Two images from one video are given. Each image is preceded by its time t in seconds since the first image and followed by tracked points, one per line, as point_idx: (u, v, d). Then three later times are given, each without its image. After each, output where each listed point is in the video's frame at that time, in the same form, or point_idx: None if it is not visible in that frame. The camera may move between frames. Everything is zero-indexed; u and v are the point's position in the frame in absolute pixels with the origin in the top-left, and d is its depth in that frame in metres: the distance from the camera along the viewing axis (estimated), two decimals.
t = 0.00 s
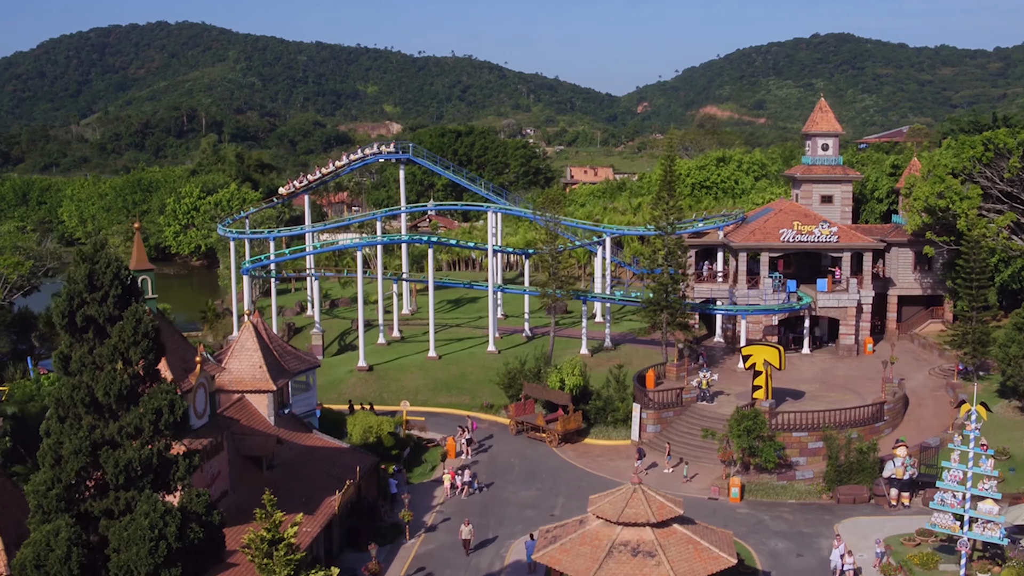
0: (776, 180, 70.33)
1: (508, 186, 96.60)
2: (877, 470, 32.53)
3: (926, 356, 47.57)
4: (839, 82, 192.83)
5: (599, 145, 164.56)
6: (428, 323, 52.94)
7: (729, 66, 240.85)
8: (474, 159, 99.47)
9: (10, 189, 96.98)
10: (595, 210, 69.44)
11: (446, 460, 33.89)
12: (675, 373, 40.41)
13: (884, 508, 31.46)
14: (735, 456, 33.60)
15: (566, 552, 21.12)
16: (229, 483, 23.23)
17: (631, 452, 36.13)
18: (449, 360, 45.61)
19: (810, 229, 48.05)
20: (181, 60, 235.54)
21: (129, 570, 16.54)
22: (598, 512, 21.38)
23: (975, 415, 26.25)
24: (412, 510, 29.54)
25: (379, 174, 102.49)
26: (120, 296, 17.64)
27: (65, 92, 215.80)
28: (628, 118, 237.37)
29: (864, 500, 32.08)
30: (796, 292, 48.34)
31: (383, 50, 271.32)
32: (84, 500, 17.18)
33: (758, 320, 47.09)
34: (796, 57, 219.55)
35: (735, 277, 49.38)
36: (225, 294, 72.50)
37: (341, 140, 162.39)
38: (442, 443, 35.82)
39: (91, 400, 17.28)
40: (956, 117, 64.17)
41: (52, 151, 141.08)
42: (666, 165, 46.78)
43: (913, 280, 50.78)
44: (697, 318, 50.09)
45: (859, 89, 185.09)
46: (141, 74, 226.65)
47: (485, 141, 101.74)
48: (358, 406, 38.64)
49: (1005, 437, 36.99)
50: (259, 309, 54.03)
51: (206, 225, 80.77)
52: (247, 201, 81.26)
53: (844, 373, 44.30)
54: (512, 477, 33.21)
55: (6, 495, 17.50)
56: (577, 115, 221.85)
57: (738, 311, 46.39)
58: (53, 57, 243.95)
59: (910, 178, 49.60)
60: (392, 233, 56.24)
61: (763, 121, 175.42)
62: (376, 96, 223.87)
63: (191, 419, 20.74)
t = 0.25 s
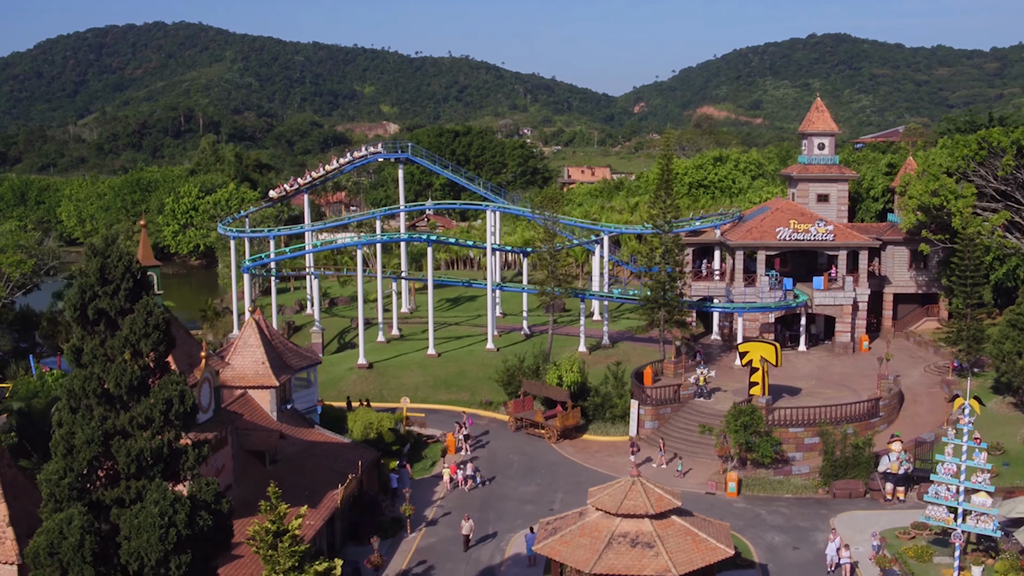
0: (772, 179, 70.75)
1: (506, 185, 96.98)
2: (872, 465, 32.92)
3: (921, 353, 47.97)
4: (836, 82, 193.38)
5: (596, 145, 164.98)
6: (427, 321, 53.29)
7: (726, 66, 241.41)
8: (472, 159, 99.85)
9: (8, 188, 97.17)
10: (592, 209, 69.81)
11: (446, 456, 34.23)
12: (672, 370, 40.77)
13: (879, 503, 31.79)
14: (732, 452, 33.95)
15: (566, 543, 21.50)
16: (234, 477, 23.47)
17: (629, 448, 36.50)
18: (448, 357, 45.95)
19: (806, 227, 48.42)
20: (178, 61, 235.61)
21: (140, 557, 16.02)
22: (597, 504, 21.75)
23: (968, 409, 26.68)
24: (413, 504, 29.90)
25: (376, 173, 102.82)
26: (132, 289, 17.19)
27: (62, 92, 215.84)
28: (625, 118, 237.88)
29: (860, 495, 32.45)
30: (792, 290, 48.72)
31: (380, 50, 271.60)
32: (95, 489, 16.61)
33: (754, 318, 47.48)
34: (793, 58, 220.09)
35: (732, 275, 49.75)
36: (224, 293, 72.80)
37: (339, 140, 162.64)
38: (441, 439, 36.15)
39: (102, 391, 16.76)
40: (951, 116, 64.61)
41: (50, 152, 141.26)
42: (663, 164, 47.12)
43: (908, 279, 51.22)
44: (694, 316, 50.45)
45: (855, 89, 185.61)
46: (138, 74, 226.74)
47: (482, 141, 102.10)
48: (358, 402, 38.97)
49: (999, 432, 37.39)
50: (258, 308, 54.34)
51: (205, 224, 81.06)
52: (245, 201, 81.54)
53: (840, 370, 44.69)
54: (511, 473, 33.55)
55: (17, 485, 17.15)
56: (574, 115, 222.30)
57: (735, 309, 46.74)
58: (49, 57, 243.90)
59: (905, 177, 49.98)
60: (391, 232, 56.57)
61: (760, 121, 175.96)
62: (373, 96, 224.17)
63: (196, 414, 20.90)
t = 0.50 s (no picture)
0: (766, 178, 71.34)
1: (502, 185, 97.50)
2: (864, 457, 33.49)
3: (914, 349, 48.57)
4: (830, 82, 194.19)
5: (591, 145, 165.52)
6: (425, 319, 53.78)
7: (721, 66, 242.20)
8: (468, 158, 100.35)
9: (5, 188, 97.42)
10: (587, 207, 70.34)
11: (446, 450, 34.71)
12: (668, 365, 41.30)
13: (872, 494, 32.36)
14: (727, 444, 34.47)
15: (565, 530, 22.06)
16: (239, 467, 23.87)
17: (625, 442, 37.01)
18: (446, 354, 46.43)
19: (800, 224, 48.93)
20: (172, 61, 235.67)
21: (155, 538, 15.93)
22: (596, 492, 22.29)
23: (957, 400, 27.33)
24: (413, 496, 30.42)
25: (372, 173, 103.29)
26: (148, 278, 17.24)
27: (56, 92, 215.79)
28: (619, 118, 238.50)
29: (852, 487, 33.01)
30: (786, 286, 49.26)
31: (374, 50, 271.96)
32: (111, 474, 16.56)
33: (748, 314, 48.02)
34: (787, 58, 220.92)
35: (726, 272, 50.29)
36: (221, 291, 73.22)
37: (334, 140, 162.99)
38: (440, 434, 36.63)
39: (118, 378, 16.73)
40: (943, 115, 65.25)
41: (45, 152, 141.44)
42: (658, 163, 47.63)
43: (901, 275, 51.84)
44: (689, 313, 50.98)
45: (849, 89, 186.39)
46: (133, 74, 226.83)
47: (478, 140, 102.61)
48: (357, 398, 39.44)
49: (990, 425, 37.99)
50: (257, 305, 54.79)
51: (203, 224, 81.45)
52: (243, 200, 81.95)
53: (833, 365, 45.27)
54: (509, 466, 34.05)
55: (32, 472, 17.54)
56: (568, 115, 222.85)
57: (729, 305, 47.26)
58: (43, 57, 243.78)
59: (897, 174, 50.59)
60: (389, 230, 57.01)
61: (754, 121, 176.68)
62: (368, 96, 224.47)
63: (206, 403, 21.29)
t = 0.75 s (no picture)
0: (762, 177, 71.77)
1: (499, 184, 97.87)
2: (859, 452, 33.92)
3: (908, 346, 49.00)
4: (825, 82, 194.76)
5: (587, 145, 165.91)
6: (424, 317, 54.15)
7: (717, 66, 242.84)
8: (465, 158, 100.71)
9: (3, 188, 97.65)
10: (585, 206, 70.75)
11: (446, 446, 35.06)
12: (665, 363, 41.68)
13: (867, 489, 32.77)
14: (724, 440, 34.94)
15: (565, 522, 22.43)
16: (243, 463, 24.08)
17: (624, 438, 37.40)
18: (445, 352, 46.80)
19: (796, 223, 49.34)
20: (168, 61, 235.78)
21: (167, 526, 16.09)
22: (595, 485, 22.64)
23: (951, 394, 27.68)
24: (415, 491, 30.78)
25: (370, 173, 103.64)
26: (159, 272, 17.49)
27: (53, 92, 215.89)
28: (615, 118, 238.96)
29: (848, 481, 33.38)
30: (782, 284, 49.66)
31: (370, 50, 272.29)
32: (123, 463, 16.69)
33: (744, 312, 48.43)
34: (783, 58, 221.51)
35: (723, 270, 50.67)
36: (220, 290, 73.52)
37: (331, 140, 163.26)
38: (440, 430, 36.98)
39: (129, 370, 16.94)
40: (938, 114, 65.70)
41: (42, 152, 141.67)
42: (654, 162, 48.02)
43: (895, 273, 52.27)
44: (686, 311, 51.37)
45: (845, 89, 186.92)
46: (129, 75, 226.97)
47: (475, 140, 103.00)
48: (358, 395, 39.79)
49: (984, 421, 38.42)
50: (257, 304, 55.13)
51: (201, 223, 81.75)
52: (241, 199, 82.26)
53: (828, 362, 45.69)
54: (509, 461, 34.41)
55: (43, 465, 17.75)
56: (565, 116, 223.23)
57: (726, 303, 47.62)
58: (40, 57, 243.85)
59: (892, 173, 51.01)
60: (387, 229, 57.33)
61: (750, 121, 177.18)
62: (364, 97, 224.66)
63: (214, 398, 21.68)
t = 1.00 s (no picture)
0: (756, 175, 72.37)
1: (494, 183, 98.33)
2: (852, 444, 34.50)
3: (901, 342, 49.61)
4: (819, 81, 195.51)
5: (582, 145, 166.37)
6: (422, 314, 54.64)
7: (710, 66, 243.51)
8: (460, 157, 101.15)
9: None
10: (580, 205, 71.26)
11: (446, 439, 35.56)
12: (661, 358, 42.24)
13: (860, 480, 33.35)
14: (718, 433, 35.23)
15: (565, 510, 22.97)
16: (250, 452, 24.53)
17: (620, 432, 37.91)
18: (443, 348, 47.29)
19: (789, 220, 50.02)
20: (162, 61, 235.70)
21: (183, 509, 16.60)
22: (594, 474, 23.18)
23: (941, 385, 28.26)
24: (415, 483, 31.33)
25: (365, 172, 104.04)
26: (174, 264, 17.98)
27: (46, 92, 215.71)
28: (609, 117, 239.41)
29: (841, 473, 33.94)
30: (776, 281, 50.25)
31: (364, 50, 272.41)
32: (139, 449, 17.23)
33: (739, 309, 49.00)
34: (777, 58, 222.27)
35: (718, 267, 51.23)
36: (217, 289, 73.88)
37: (325, 140, 163.47)
38: (439, 425, 37.48)
39: (145, 359, 17.41)
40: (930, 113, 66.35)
41: (36, 152, 141.66)
42: (650, 160, 48.57)
43: (888, 270, 52.90)
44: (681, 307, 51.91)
45: (839, 89, 187.66)
46: (123, 75, 226.86)
47: (471, 139, 103.45)
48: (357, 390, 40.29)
49: (975, 414, 39.02)
50: (255, 302, 55.57)
51: (198, 222, 82.07)
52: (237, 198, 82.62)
53: (822, 357, 46.27)
54: (508, 454, 34.95)
55: (57, 454, 18.17)
56: (559, 115, 223.65)
57: (721, 299, 48.25)
58: (33, 57, 243.62)
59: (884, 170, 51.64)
60: (385, 226, 57.77)
61: (744, 121, 177.82)
62: (358, 97, 224.80)
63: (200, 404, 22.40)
